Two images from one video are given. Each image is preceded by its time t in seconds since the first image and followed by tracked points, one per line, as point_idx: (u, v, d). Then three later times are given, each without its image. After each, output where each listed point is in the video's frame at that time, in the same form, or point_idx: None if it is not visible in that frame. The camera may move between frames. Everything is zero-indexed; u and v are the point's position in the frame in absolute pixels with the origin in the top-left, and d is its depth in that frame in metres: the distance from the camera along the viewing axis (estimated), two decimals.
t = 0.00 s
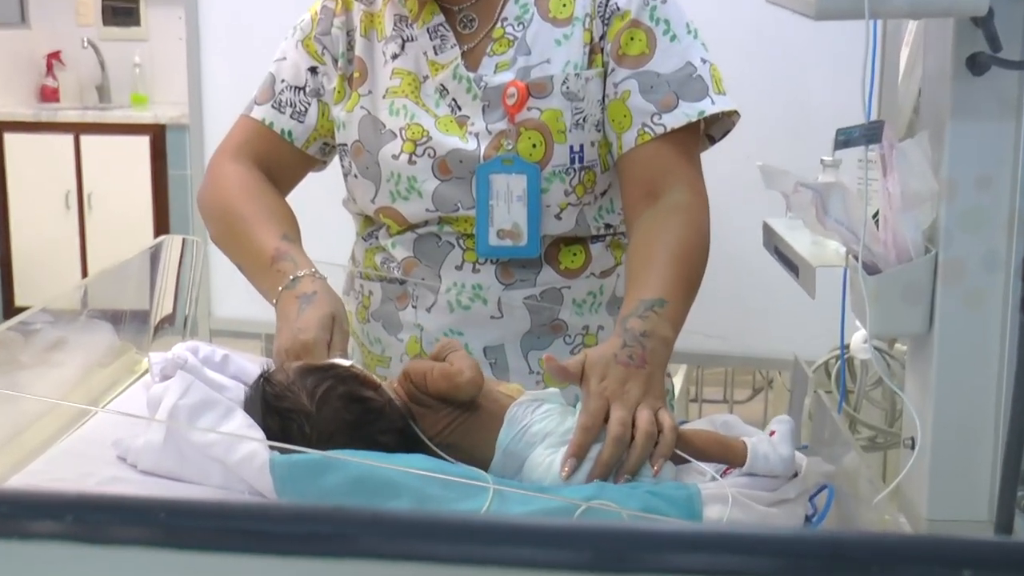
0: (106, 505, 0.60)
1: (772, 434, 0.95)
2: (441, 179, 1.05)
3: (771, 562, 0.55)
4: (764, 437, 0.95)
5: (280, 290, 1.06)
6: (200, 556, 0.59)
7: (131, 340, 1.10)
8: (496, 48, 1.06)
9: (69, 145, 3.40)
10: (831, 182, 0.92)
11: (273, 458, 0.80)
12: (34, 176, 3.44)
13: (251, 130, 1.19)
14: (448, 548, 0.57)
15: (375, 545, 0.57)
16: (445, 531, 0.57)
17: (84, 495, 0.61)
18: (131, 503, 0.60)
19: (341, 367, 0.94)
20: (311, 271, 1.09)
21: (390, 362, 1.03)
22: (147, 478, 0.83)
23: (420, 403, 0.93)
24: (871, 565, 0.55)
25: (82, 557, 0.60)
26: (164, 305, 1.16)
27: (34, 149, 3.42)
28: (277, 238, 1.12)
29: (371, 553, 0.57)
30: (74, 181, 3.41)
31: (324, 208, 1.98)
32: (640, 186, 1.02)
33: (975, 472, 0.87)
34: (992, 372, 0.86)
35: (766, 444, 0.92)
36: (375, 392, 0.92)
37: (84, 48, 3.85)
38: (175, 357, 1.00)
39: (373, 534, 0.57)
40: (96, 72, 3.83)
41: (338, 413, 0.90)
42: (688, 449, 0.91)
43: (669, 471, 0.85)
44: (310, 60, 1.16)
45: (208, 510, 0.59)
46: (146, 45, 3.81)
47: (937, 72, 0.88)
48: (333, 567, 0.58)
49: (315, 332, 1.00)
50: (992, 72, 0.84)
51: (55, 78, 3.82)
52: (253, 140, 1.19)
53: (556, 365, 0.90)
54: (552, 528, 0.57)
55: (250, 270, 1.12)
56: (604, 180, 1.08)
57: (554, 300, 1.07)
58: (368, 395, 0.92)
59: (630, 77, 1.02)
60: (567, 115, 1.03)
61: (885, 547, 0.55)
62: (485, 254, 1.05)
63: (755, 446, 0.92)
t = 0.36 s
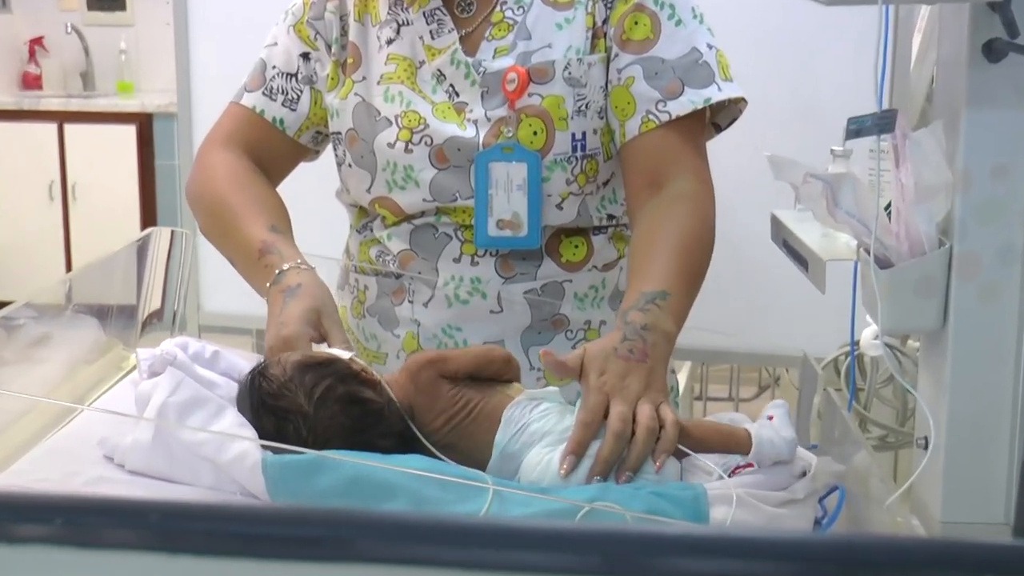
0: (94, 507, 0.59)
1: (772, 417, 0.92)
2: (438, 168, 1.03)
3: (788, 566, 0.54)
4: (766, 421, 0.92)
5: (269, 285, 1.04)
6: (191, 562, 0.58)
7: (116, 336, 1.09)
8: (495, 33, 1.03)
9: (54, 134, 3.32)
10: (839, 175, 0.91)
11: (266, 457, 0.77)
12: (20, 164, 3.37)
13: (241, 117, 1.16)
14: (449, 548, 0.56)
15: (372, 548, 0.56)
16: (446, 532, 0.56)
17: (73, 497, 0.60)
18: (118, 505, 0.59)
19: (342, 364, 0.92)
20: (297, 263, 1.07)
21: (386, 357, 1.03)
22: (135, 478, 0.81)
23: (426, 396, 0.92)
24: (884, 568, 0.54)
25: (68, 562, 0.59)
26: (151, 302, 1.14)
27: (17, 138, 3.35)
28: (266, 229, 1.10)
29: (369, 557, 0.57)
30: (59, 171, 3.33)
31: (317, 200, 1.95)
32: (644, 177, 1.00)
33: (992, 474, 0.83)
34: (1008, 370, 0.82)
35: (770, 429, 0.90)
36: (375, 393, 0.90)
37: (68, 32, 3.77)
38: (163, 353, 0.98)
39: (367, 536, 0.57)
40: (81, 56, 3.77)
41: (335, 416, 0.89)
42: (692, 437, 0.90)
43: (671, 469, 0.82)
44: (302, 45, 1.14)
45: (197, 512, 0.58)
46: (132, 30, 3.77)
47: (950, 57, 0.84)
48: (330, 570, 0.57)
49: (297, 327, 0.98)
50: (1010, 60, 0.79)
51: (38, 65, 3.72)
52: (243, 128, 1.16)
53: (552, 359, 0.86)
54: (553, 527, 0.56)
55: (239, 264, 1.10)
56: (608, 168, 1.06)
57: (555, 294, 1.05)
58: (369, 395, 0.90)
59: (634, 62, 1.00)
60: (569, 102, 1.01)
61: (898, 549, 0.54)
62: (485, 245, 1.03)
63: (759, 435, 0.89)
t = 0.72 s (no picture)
0: (86, 504, 0.53)
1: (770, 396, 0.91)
2: (436, 159, 1.01)
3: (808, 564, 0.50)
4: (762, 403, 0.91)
5: (258, 282, 1.02)
6: (181, 562, 0.52)
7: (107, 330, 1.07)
8: (495, 21, 1.02)
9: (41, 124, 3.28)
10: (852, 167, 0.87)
11: (260, 458, 0.74)
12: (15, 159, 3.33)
13: (233, 106, 1.14)
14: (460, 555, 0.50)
15: (382, 551, 0.50)
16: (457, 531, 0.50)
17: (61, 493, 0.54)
18: (110, 502, 0.53)
19: (340, 361, 0.91)
20: (287, 257, 1.05)
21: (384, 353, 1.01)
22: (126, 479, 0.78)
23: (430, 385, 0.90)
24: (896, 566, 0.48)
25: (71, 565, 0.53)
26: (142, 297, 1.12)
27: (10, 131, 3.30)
28: (256, 223, 1.08)
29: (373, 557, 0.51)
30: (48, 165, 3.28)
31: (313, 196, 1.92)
32: (646, 166, 0.97)
33: (1008, 474, 0.81)
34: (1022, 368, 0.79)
35: (766, 412, 0.89)
36: (373, 392, 0.88)
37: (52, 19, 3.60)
38: (155, 350, 0.97)
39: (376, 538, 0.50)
40: (68, 44, 3.60)
41: (333, 418, 0.87)
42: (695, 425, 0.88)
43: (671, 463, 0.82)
44: (296, 33, 1.12)
45: (197, 509, 0.52)
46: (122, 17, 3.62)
47: (963, 45, 0.81)
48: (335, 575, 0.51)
49: (282, 321, 0.96)
50: None
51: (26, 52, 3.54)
52: (236, 116, 1.14)
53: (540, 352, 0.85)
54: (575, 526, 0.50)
55: (231, 259, 1.08)
56: (609, 160, 1.04)
57: (556, 289, 1.03)
58: (368, 394, 0.89)
59: (636, 51, 0.97)
60: (570, 91, 0.99)
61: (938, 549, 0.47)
62: (483, 239, 1.00)
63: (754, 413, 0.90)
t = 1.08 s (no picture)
0: (78, 490, 0.51)
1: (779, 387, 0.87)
2: (435, 138, 0.99)
3: (820, 554, 0.47)
4: (771, 394, 0.88)
5: (256, 267, 1.00)
6: (173, 548, 0.50)
7: (97, 315, 1.06)
8: None
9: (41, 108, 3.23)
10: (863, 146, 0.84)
11: (255, 445, 0.72)
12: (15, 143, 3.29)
13: (229, 81, 1.12)
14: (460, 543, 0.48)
15: (378, 537, 0.48)
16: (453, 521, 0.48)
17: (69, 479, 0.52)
18: (100, 487, 0.51)
19: (337, 344, 0.89)
20: (286, 243, 1.03)
21: (383, 338, 1.01)
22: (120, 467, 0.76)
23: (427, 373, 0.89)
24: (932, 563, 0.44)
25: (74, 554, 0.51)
26: (135, 280, 1.11)
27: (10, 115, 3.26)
28: (253, 207, 1.06)
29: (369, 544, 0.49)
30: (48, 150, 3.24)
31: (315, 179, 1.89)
32: (656, 137, 0.95)
33: None
34: None
35: (770, 408, 0.86)
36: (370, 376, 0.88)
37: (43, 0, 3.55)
38: (148, 334, 0.96)
39: (371, 524, 0.48)
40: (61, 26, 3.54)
41: (330, 405, 0.86)
42: (695, 413, 0.86)
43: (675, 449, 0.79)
44: (294, 9, 1.10)
45: (194, 496, 0.50)
46: None
47: (980, 17, 0.78)
48: (333, 563, 0.49)
49: (287, 308, 0.95)
50: None
51: (9, 26, 3.29)
52: (232, 93, 1.12)
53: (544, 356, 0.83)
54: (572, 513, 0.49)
55: (227, 243, 1.06)
56: (614, 139, 1.02)
57: (559, 271, 1.03)
58: (366, 379, 0.88)
59: (640, 25, 0.95)
60: (573, 68, 0.97)
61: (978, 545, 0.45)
62: (484, 220, 0.99)
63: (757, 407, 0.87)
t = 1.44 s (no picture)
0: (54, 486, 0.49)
1: (796, 409, 0.86)
2: (445, 128, 1.01)
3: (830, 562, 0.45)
4: (785, 415, 0.85)
5: (255, 272, 0.98)
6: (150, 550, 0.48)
7: (87, 315, 1.06)
8: None
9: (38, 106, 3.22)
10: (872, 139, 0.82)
11: (249, 449, 0.70)
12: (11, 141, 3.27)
13: (226, 71, 1.11)
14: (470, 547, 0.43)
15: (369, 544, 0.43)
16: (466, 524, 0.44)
17: (46, 481, 0.47)
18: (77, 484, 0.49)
19: (332, 344, 0.88)
20: (285, 245, 1.00)
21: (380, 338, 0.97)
22: (112, 470, 0.75)
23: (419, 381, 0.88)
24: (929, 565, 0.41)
25: (47, 559, 0.45)
26: (125, 279, 1.10)
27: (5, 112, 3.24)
28: (251, 208, 1.04)
29: (362, 550, 0.43)
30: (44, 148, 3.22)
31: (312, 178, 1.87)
32: (680, 139, 0.98)
33: None
34: None
35: (782, 426, 0.83)
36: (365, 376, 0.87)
37: None
38: (139, 336, 0.95)
39: (369, 526, 0.43)
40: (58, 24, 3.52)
41: (324, 406, 0.85)
42: (705, 428, 0.84)
43: (659, 445, 0.80)
44: None
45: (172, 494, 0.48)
46: None
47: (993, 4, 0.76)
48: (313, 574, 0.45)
49: (289, 315, 0.93)
50: None
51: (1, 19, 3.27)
52: (228, 85, 1.11)
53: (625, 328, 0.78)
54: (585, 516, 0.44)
55: (227, 248, 1.04)
56: (620, 138, 1.05)
57: (564, 267, 1.02)
58: (359, 378, 0.87)
59: (666, 23, 1.00)
60: (588, 62, 1.00)
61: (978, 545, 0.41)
62: (491, 212, 1.01)
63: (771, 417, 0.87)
